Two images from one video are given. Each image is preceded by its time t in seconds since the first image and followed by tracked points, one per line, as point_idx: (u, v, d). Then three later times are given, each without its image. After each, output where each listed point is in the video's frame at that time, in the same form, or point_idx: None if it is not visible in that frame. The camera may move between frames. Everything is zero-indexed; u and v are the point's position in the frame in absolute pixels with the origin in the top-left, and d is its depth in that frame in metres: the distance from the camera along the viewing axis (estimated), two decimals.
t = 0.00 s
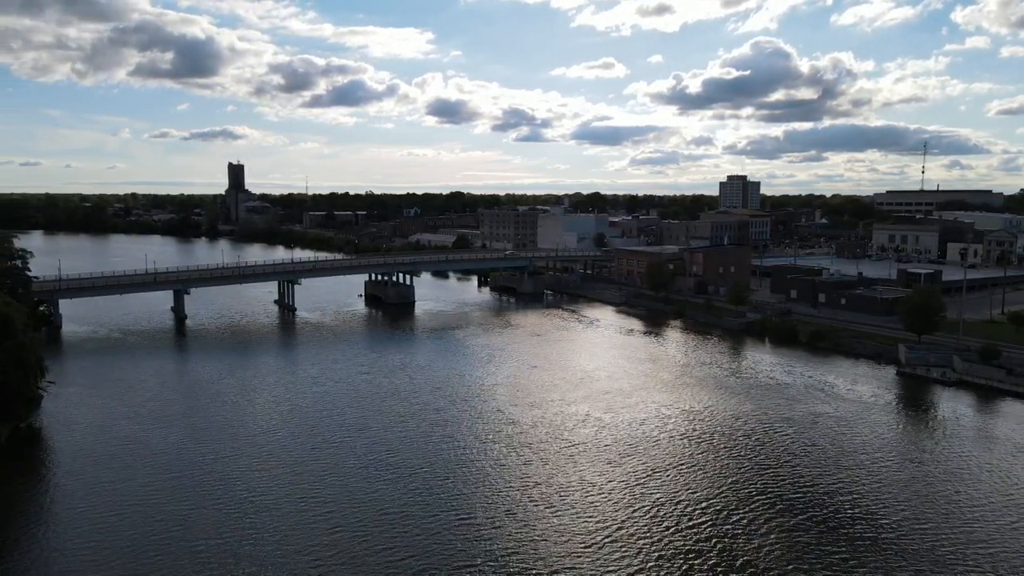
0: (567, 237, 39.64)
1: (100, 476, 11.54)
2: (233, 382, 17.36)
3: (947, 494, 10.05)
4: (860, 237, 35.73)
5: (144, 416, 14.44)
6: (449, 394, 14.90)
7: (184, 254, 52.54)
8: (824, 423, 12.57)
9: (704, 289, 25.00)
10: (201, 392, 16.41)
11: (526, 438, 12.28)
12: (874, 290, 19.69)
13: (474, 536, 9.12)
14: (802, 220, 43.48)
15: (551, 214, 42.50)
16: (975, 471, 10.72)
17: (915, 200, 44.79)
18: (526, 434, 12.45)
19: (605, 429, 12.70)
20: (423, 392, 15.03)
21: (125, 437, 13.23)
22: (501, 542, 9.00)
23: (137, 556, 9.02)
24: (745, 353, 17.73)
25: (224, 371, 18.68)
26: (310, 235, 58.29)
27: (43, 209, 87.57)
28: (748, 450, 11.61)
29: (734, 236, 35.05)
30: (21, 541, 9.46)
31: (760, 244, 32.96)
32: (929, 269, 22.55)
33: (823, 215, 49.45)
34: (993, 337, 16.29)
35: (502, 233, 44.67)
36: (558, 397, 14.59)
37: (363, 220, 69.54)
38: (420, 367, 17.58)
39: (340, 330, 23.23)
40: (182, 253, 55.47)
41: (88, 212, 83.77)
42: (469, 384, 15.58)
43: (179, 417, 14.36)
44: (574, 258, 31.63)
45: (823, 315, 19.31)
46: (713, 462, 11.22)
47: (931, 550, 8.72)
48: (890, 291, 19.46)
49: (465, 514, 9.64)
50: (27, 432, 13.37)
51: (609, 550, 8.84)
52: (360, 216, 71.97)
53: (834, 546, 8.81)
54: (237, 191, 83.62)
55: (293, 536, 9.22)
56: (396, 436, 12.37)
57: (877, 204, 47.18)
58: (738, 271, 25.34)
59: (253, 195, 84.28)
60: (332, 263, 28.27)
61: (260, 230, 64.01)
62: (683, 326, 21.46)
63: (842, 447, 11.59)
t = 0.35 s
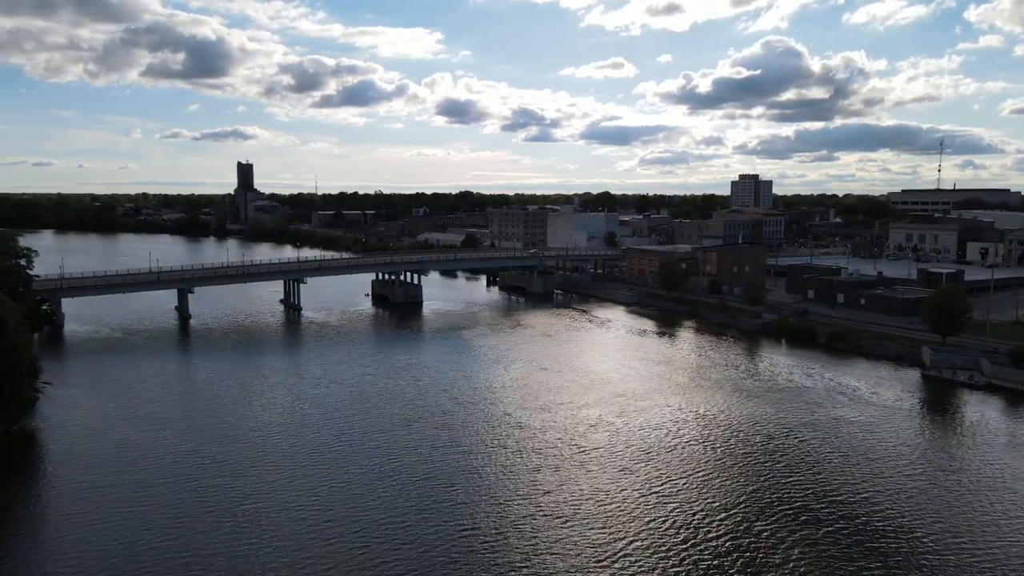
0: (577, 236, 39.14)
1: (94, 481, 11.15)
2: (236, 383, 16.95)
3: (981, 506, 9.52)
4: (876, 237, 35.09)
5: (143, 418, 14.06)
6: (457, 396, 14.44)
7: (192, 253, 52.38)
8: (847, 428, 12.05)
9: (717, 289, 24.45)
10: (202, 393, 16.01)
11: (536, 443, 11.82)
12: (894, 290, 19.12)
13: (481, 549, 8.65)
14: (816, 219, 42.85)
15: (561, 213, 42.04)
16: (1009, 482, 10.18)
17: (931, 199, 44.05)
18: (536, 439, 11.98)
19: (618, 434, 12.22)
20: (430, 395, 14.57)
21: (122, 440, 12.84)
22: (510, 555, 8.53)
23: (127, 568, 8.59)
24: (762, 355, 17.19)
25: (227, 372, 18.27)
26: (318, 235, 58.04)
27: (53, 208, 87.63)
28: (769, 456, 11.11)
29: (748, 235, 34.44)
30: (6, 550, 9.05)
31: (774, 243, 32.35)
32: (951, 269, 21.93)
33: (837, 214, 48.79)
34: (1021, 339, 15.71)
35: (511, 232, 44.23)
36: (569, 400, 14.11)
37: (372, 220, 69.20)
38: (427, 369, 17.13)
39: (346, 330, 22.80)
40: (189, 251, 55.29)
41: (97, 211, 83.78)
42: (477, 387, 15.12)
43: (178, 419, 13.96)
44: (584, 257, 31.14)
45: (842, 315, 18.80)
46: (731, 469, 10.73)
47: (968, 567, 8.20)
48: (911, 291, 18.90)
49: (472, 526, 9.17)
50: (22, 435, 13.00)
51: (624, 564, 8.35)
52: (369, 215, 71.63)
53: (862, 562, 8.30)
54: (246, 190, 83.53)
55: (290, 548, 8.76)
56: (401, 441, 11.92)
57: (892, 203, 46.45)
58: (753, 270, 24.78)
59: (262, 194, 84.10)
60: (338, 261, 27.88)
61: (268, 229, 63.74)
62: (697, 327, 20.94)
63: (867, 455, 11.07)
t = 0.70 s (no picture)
0: (587, 235, 38.66)
1: (87, 486, 10.77)
2: (238, 385, 16.54)
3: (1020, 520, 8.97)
4: (893, 236, 34.40)
5: (141, 421, 13.68)
6: (464, 400, 13.98)
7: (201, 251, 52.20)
8: (872, 434, 11.52)
9: (732, 288, 23.89)
10: (203, 395, 15.61)
11: (546, 449, 11.34)
12: (916, 290, 18.54)
13: (488, 564, 8.18)
14: (831, 218, 42.22)
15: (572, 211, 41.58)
16: None
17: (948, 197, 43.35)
18: (546, 445, 11.50)
19: (631, 440, 11.74)
20: (436, 398, 14.11)
21: (119, 444, 12.46)
22: (519, 570, 8.05)
23: None
24: (779, 357, 16.66)
25: (229, 373, 17.88)
26: (327, 233, 57.79)
27: (63, 208, 87.74)
28: (791, 464, 10.60)
29: (762, 234, 33.82)
30: None
31: (788, 242, 31.72)
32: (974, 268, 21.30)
33: (852, 213, 48.10)
34: None
35: (521, 230, 43.78)
36: (580, 403, 13.63)
37: (381, 219, 68.85)
38: (433, 370, 16.66)
39: (352, 330, 22.38)
40: (198, 250, 55.17)
41: (107, 210, 83.83)
42: (485, 389, 14.66)
43: (177, 422, 13.57)
44: (595, 256, 30.65)
45: (861, 316, 18.24)
46: (751, 477, 10.23)
47: None
48: (933, 291, 18.32)
49: (478, 539, 8.70)
50: (16, 438, 12.63)
51: None
52: (378, 214, 71.28)
53: None
54: (255, 189, 83.43)
55: (287, 563, 8.31)
56: (405, 447, 11.47)
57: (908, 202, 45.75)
58: (768, 270, 24.22)
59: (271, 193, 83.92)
60: (345, 260, 27.48)
61: (277, 229, 63.52)
62: (711, 328, 20.40)
63: (895, 463, 10.53)
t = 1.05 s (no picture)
0: (597, 234, 38.15)
1: (80, 491, 10.36)
2: (240, 386, 16.15)
3: None
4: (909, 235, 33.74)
5: (138, 424, 13.27)
6: (472, 403, 13.51)
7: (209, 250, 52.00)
8: (900, 441, 10.97)
9: (746, 288, 23.34)
10: (203, 398, 15.20)
11: (557, 456, 10.86)
12: (939, 291, 17.96)
13: None
14: (845, 216, 41.55)
15: (581, 210, 41.07)
16: None
17: (965, 196, 42.58)
18: (557, 452, 11.03)
19: (646, 446, 11.24)
20: (443, 402, 13.64)
21: (115, 448, 12.05)
22: None
23: None
24: (798, 359, 16.12)
25: (231, 374, 17.47)
26: (335, 232, 57.51)
27: (73, 207, 87.81)
28: (814, 472, 10.08)
29: (776, 233, 33.22)
30: None
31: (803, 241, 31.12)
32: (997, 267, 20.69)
33: (866, 212, 47.38)
34: None
35: (530, 229, 43.32)
36: (591, 407, 13.14)
37: (389, 218, 68.46)
38: (441, 372, 16.20)
39: (359, 330, 21.96)
40: (206, 249, 54.98)
41: (116, 210, 83.85)
42: (494, 392, 14.19)
43: (177, 426, 13.18)
44: (605, 255, 30.13)
45: (883, 316, 17.68)
46: (773, 487, 9.72)
47: None
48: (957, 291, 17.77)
49: (486, 554, 8.23)
50: (9, 442, 12.25)
51: None
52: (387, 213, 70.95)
53: None
54: (264, 188, 83.28)
55: None
56: (409, 454, 11.03)
57: (924, 201, 45.00)
58: (783, 269, 23.65)
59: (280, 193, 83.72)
60: (352, 258, 27.07)
61: (285, 228, 63.30)
62: (726, 329, 19.87)
63: (926, 473, 9.98)
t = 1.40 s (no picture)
0: (609, 233, 37.62)
1: (72, 496, 9.95)
2: (241, 388, 15.72)
3: None
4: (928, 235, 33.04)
5: (136, 428, 12.86)
6: (480, 407, 13.03)
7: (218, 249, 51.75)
8: (930, 449, 10.43)
9: (762, 288, 22.76)
10: (203, 401, 14.78)
11: (568, 464, 10.37)
12: (964, 291, 17.40)
13: None
14: (861, 215, 40.85)
15: (592, 209, 40.55)
16: None
17: (983, 195, 41.80)
18: (567, 459, 10.53)
19: (661, 453, 10.74)
20: (449, 406, 13.16)
21: (108, 452, 11.63)
22: None
23: None
24: (818, 361, 15.57)
25: (233, 376, 17.05)
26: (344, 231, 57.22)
27: (83, 207, 87.93)
28: (840, 482, 9.55)
29: (791, 232, 32.58)
30: None
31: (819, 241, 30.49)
32: (1022, 267, 20.05)
33: (882, 211, 46.65)
34: None
35: (540, 229, 42.85)
36: (604, 411, 12.65)
37: (399, 217, 68.10)
38: (448, 374, 15.73)
39: (365, 330, 21.52)
40: (215, 248, 54.77)
41: (126, 210, 83.88)
42: (502, 395, 13.71)
43: (174, 429, 12.75)
44: (617, 254, 29.60)
45: (905, 317, 17.12)
46: (797, 498, 9.19)
47: None
48: (982, 292, 17.18)
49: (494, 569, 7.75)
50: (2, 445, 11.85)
51: None
52: (396, 212, 70.55)
53: None
54: (274, 187, 83.11)
55: None
56: (413, 460, 10.56)
57: (942, 200, 44.22)
58: (800, 269, 23.06)
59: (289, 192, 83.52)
60: (359, 257, 26.66)
61: (294, 227, 63.05)
62: (741, 330, 19.32)
63: (960, 483, 9.44)
